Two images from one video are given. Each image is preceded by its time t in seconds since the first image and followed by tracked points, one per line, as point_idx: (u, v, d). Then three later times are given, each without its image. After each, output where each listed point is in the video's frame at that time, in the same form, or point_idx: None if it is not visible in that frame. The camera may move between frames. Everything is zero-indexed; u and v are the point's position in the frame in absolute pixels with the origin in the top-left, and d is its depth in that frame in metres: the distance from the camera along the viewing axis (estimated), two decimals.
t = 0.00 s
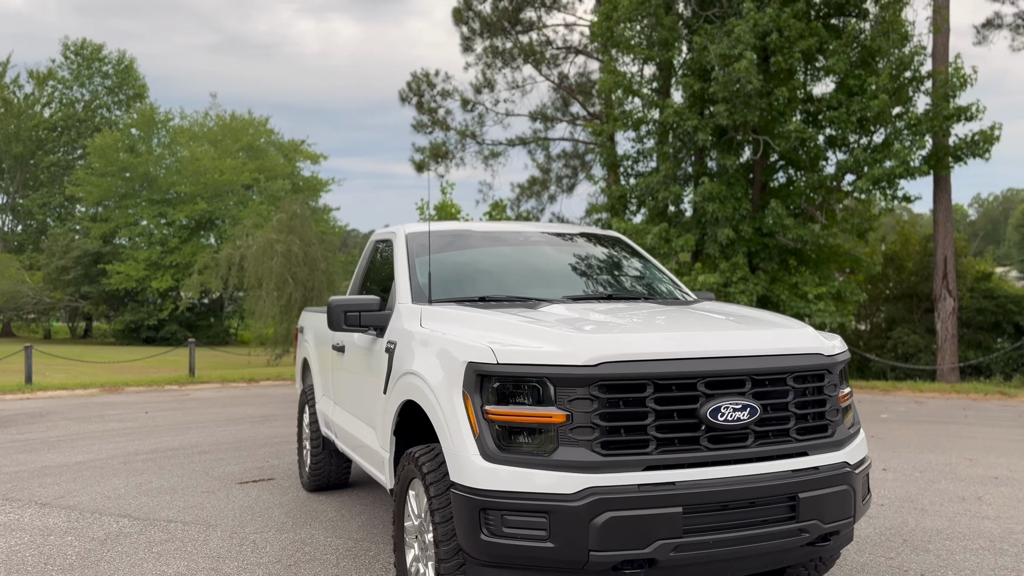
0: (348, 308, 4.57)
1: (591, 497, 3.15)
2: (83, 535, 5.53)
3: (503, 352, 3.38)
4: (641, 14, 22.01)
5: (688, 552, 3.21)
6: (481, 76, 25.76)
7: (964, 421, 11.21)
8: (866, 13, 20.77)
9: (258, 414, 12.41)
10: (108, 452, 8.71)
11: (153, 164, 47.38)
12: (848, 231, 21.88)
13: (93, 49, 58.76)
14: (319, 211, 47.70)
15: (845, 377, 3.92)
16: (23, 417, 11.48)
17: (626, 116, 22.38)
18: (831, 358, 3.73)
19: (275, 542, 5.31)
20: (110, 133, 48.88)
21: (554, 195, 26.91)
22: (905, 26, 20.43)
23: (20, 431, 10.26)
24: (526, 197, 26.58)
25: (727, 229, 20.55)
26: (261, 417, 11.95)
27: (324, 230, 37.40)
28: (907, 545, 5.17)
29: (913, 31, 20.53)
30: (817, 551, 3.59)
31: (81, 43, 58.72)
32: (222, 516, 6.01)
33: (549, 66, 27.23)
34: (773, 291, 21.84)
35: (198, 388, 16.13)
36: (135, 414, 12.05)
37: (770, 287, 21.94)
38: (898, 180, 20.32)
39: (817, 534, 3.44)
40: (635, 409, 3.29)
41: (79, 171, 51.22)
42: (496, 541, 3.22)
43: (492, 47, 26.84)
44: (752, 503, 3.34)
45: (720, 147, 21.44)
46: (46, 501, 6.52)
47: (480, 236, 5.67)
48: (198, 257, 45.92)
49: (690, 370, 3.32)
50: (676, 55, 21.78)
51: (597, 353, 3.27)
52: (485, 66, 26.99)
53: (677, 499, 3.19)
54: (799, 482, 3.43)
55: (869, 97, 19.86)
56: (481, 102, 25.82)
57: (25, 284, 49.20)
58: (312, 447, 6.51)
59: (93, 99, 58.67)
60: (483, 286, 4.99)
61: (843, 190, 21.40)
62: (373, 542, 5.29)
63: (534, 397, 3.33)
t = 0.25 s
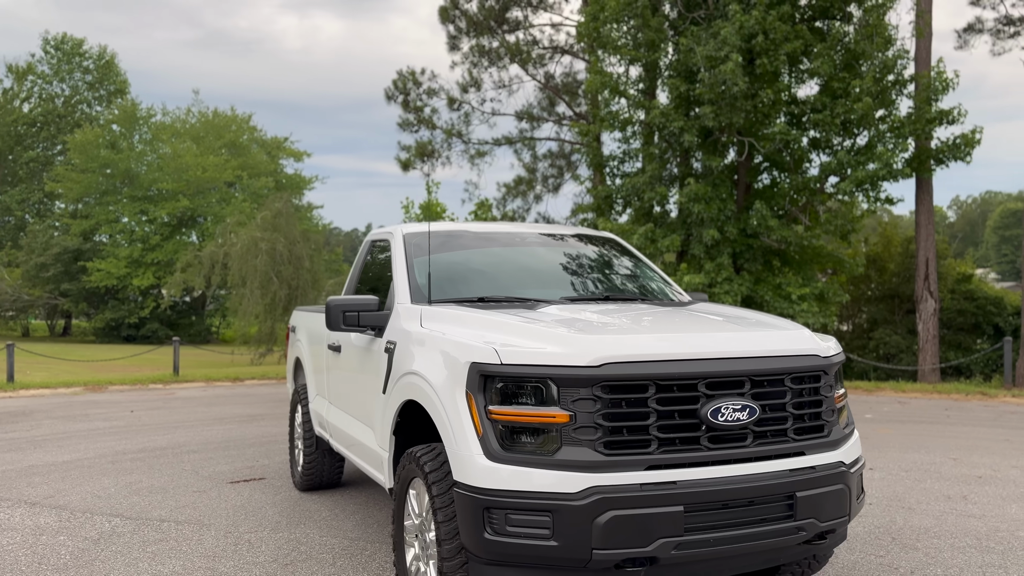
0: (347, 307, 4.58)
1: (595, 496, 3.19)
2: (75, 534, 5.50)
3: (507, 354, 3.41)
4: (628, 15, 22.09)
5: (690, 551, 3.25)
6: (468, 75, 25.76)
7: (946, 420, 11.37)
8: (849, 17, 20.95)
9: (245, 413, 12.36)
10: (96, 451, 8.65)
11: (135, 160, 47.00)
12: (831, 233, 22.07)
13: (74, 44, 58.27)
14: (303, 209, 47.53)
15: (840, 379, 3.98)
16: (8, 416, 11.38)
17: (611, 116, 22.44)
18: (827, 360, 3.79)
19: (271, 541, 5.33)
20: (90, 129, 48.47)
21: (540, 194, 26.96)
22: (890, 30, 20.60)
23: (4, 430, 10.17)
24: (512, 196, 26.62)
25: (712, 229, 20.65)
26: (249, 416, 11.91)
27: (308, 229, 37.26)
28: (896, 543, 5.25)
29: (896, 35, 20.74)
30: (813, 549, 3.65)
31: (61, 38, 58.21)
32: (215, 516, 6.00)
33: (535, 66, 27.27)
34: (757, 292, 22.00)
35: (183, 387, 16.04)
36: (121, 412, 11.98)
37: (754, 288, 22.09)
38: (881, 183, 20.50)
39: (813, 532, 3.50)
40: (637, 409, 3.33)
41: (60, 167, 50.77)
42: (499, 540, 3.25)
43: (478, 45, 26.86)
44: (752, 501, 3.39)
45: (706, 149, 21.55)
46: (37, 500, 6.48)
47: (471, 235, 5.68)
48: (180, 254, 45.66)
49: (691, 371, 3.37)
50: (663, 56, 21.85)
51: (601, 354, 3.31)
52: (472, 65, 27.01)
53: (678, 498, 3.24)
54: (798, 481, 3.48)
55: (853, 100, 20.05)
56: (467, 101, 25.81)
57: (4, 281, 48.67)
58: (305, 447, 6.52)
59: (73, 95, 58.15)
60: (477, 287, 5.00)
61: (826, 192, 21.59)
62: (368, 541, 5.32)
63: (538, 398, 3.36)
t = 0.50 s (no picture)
0: (343, 307, 4.58)
1: (594, 495, 3.23)
2: (64, 533, 5.47)
3: (506, 354, 3.45)
4: (612, 15, 22.17)
5: (686, 549, 3.30)
6: (452, 73, 25.74)
7: (926, 420, 11.55)
8: (831, 20, 21.17)
9: (229, 411, 12.30)
10: (80, 450, 8.59)
11: (114, 155, 46.68)
12: (811, 233, 22.27)
13: (52, 37, 57.62)
14: (283, 205, 47.35)
15: (832, 380, 4.04)
16: None
17: (595, 116, 22.51)
18: (819, 361, 3.85)
19: (262, 540, 5.34)
20: (68, 124, 47.93)
21: (523, 193, 26.99)
22: (871, 33, 20.82)
23: None
24: (495, 195, 26.66)
25: (695, 229, 20.75)
26: (233, 415, 11.85)
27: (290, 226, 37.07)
28: (881, 541, 5.34)
29: (877, 38, 20.97)
30: (805, 547, 3.71)
31: (39, 31, 57.51)
32: (204, 514, 5.99)
33: (519, 65, 27.31)
34: (739, 291, 22.19)
35: (165, 385, 15.92)
36: (103, 410, 11.89)
37: (736, 288, 22.28)
38: (861, 184, 20.72)
39: (806, 530, 3.57)
40: (635, 409, 3.37)
41: (36, 162, 50.19)
42: (499, 539, 3.29)
43: (462, 44, 26.85)
44: (747, 500, 3.44)
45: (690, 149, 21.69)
46: (23, 499, 6.43)
47: (460, 234, 5.68)
48: (159, 251, 45.34)
49: (688, 371, 3.42)
50: (648, 56, 21.94)
51: (600, 355, 3.35)
52: (456, 63, 27.01)
53: (675, 497, 3.29)
54: (791, 480, 3.54)
55: (835, 102, 20.25)
56: (451, 99, 25.79)
57: None
58: (295, 446, 6.52)
59: (51, 88, 57.48)
60: (466, 288, 4.99)
61: (807, 193, 21.81)
62: (360, 540, 5.34)
63: (537, 398, 3.40)
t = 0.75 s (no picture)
0: (335, 304, 4.59)
1: (587, 491, 3.27)
2: (52, 530, 5.45)
3: (500, 351, 3.48)
4: (599, 14, 22.21)
5: (678, 544, 3.35)
6: (439, 70, 25.70)
7: (909, 418, 11.68)
8: (816, 20, 21.31)
9: (215, 408, 12.27)
10: (66, 446, 8.55)
11: (97, 150, 46.45)
12: (795, 233, 22.40)
13: (34, 30, 57.05)
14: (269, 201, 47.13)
15: (820, 378, 4.09)
16: None
17: (582, 114, 22.55)
18: (808, 359, 3.90)
19: (252, 536, 5.35)
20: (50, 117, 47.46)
21: (510, 190, 27.01)
22: (855, 33, 20.98)
23: None
24: (482, 192, 26.67)
25: (681, 228, 20.83)
26: (219, 411, 11.81)
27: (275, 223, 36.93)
28: (866, 536, 5.42)
29: (862, 40, 21.14)
30: (793, 542, 3.76)
31: (20, 23, 56.93)
32: (193, 511, 5.98)
33: (506, 62, 27.33)
34: (724, 290, 22.32)
35: (150, 381, 15.84)
36: (88, 406, 11.83)
37: (720, 286, 22.43)
38: (845, 184, 20.90)
39: (795, 525, 3.62)
40: (627, 406, 3.41)
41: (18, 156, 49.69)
42: (492, 534, 3.32)
43: (450, 41, 26.82)
44: (737, 496, 3.49)
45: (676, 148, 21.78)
46: (9, 495, 6.39)
47: (450, 231, 5.69)
48: (142, 246, 45.10)
49: (680, 369, 3.46)
50: (635, 55, 21.99)
51: (594, 352, 3.39)
52: (443, 60, 26.97)
53: (667, 493, 3.33)
54: (780, 476, 3.59)
55: (819, 102, 20.41)
56: (438, 96, 25.77)
57: None
58: (284, 442, 6.52)
59: (33, 81, 56.91)
60: (456, 285, 5.01)
61: (792, 193, 21.96)
62: (350, 536, 5.37)
63: (531, 395, 3.42)
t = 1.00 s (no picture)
0: (322, 299, 4.59)
1: (576, 486, 3.29)
2: (36, 525, 5.42)
3: (489, 346, 3.49)
4: (586, 11, 22.21)
5: (666, 538, 3.38)
6: (425, 65, 25.62)
7: (890, 415, 11.80)
8: (801, 19, 21.43)
9: (199, 403, 12.21)
10: (48, 441, 8.49)
11: (79, 143, 46.06)
12: (779, 231, 22.51)
13: (15, 21, 56.43)
14: (253, 196, 46.89)
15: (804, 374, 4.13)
16: None
17: (568, 111, 22.57)
18: (794, 356, 3.95)
19: (239, 532, 5.34)
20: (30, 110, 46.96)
21: (496, 187, 27.00)
22: (840, 33, 21.13)
23: None
24: (468, 188, 26.65)
25: (666, 225, 20.87)
26: (203, 406, 11.75)
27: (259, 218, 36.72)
28: (848, 532, 5.49)
29: (846, 39, 21.27)
30: (777, 536, 3.81)
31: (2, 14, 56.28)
32: (179, 507, 5.95)
33: (493, 59, 27.32)
34: (708, 287, 22.41)
35: (132, 377, 15.73)
36: (70, 401, 11.73)
37: (705, 283, 22.54)
38: (829, 183, 21.05)
39: (779, 520, 3.67)
40: (616, 402, 3.44)
41: None
42: (482, 529, 3.34)
43: (436, 36, 26.76)
44: (723, 491, 3.53)
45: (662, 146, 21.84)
46: None
47: (437, 227, 5.70)
48: (125, 240, 44.79)
49: (668, 365, 3.49)
50: (622, 53, 22.01)
51: (583, 348, 3.41)
52: (430, 55, 26.92)
53: (654, 488, 3.36)
54: (765, 471, 3.64)
55: (804, 101, 20.53)
56: (424, 91, 25.72)
57: None
58: (270, 438, 6.50)
59: (14, 73, 56.28)
60: (444, 281, 5.02)
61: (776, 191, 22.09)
62: (338, 531, 5.37)
63: (520, 390, 3.44)
